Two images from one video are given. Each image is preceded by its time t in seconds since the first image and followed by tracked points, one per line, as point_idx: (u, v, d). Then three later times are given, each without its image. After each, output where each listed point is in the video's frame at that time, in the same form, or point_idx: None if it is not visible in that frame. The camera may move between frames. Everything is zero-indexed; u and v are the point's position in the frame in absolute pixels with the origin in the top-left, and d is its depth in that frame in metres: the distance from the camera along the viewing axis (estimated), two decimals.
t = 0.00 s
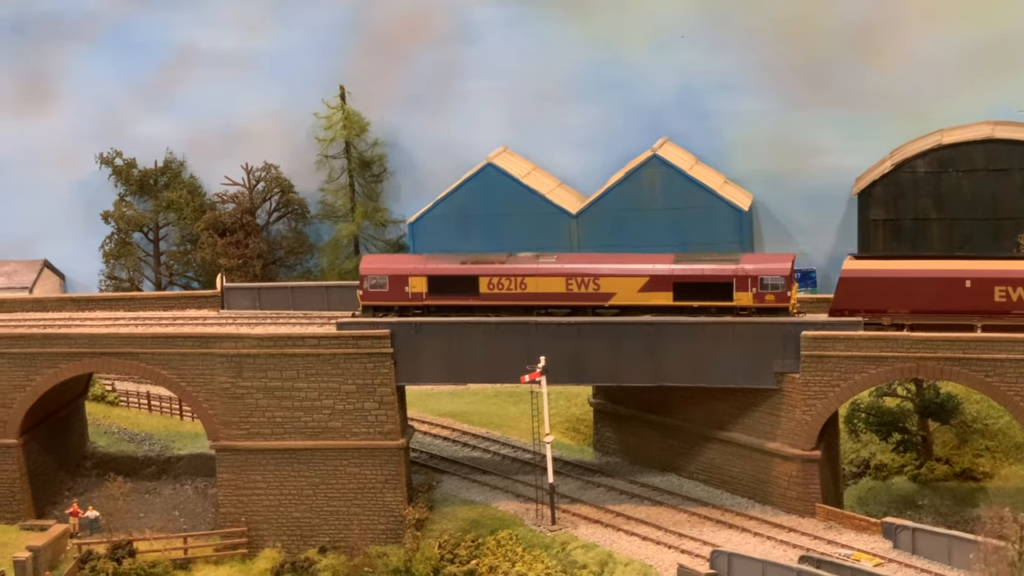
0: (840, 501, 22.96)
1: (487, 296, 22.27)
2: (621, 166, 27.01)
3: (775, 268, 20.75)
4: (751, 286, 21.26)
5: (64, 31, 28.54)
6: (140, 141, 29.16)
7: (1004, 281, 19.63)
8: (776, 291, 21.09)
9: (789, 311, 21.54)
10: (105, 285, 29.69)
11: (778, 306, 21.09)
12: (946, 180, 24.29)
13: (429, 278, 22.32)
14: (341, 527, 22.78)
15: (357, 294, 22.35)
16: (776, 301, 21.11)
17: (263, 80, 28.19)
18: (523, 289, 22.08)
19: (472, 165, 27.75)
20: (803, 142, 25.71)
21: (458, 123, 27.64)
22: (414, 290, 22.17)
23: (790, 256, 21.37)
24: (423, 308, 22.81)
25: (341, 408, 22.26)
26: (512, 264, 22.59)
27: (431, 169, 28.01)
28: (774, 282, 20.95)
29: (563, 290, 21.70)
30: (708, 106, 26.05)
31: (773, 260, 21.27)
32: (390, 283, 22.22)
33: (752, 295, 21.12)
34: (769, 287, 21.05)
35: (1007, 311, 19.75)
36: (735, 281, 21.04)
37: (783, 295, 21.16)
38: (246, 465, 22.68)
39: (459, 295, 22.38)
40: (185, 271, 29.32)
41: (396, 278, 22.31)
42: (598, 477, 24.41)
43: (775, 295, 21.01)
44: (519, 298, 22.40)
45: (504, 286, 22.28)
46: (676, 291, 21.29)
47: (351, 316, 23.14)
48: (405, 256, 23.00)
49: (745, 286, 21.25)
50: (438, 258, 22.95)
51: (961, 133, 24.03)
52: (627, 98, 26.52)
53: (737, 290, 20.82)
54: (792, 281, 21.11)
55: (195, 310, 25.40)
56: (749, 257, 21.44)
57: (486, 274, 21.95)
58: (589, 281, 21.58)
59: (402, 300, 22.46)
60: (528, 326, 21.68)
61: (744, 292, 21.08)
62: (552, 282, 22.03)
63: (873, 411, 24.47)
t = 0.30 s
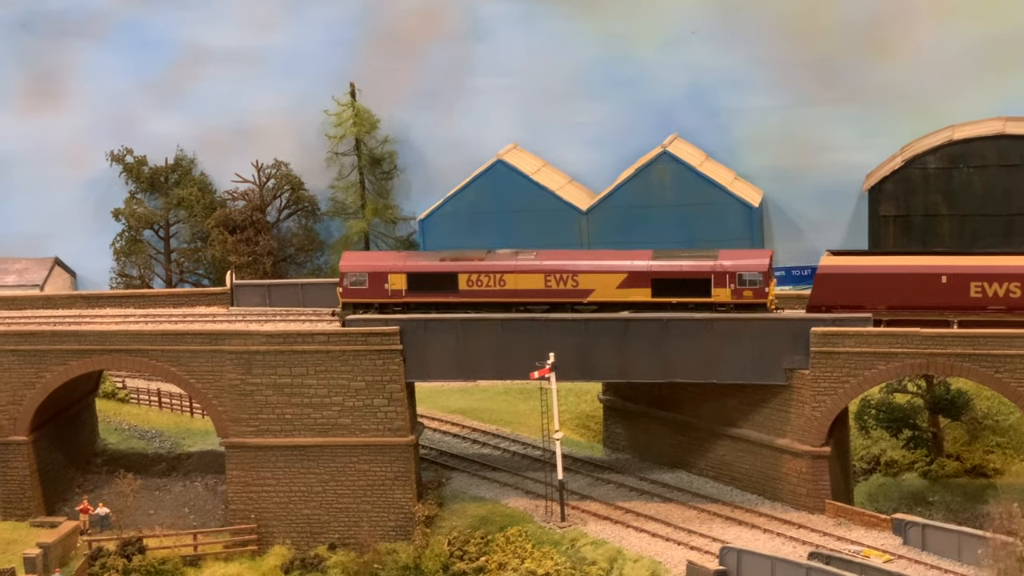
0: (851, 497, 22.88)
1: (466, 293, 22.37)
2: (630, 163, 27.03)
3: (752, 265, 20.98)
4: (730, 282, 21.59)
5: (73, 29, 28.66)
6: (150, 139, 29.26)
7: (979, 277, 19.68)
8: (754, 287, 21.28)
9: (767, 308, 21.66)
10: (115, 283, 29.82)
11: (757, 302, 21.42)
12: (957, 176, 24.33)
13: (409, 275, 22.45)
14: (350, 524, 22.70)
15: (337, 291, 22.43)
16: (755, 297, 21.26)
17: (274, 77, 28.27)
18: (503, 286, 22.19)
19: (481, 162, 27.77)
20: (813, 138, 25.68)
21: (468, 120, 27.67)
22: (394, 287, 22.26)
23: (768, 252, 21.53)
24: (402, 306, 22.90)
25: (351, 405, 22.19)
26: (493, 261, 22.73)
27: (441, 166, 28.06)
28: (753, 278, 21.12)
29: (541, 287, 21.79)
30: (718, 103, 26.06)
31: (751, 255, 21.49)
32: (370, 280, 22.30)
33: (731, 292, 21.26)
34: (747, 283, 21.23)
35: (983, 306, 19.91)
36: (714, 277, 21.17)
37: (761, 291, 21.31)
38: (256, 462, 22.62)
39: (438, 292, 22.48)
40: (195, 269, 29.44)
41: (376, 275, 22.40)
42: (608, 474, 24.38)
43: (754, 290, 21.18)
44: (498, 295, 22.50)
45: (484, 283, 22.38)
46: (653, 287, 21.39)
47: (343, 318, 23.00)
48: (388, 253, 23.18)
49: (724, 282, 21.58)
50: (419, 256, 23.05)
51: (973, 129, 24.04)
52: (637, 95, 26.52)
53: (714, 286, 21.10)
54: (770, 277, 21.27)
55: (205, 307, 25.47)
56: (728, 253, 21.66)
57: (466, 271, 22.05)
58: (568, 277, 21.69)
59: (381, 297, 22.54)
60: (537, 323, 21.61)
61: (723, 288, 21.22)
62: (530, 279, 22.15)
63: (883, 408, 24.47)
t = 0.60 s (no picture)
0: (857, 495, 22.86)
1: (441, 289, 22.63)
2: (637, 160, 27.04)
3: (725, 263, 21.25)
4: (704, 278, 21.94)
5: (78, 27, 28.76)
6: (156, 136, 29.34)
7: (949, 273, 20.15)
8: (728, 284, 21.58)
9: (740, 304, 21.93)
10: (122, 280, 29.91)
11: (729, 299, 21.81)
12: (964, 173, 24.37)
13: (384, 272, 22.71)
14: (356, 520, 22.72)
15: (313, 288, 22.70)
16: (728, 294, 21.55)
17: (280, 74, 28.33)
18: (477, 283, 22.44)
19: (488, 159, 27.81)
20: (820, 135, 25.67)
21: (475, 117, 27.70)
22: (369, 284, 22.53)
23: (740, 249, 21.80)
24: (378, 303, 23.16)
25: (356, 402, 22.20)
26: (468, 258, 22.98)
27: (447, 163, 28.10)
28: (726, 275, 21.39)
29: (514, 285, 22.05)
30: (724, 99, 26.07)
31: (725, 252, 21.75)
32: (346, 277, 22.56)
33: (704, 288, 21.53)
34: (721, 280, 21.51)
35: (953, 303, 20.31)
36: (687, 274, 21.43)
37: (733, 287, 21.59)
38: (262, 459, 22.66)
39: (413, 289, 22.74)
40: (202, 266, 29.49)
41: (351, 273, 22.66)
42: (614, 471, 24.39)
43: (727, 287, 21.47)
44: (473, 292, 22.76)
45: (459, 280, 22.63)
46: (626, 284, 21.62)
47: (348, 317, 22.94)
48: (363, 251, 23.44)
49: (698, 278, 21.92)
50: (394, 253, 23.31)
51: (981, 126, 24.05)
52: (644, 92, 26.51)
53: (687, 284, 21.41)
54: (743, 274, 21.52)
55: (212, 304, 25.58)
56: (701, 250, 21.90)
57: (441, 268, 22.32)
58: (542, 274, 21.96)
59: (357, 294, 22.81)
60: (543, 319, 21.58)
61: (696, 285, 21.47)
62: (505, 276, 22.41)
63: (889, 405, 24.47)
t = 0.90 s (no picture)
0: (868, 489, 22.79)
1: (421, 282, 22.83)
2: (647, 154, 27.07)
3: (704, 255, 21.41)
4: (682, 271, 22.07)
5: (90, 21, 28.88)
6: (167, 130, 29.42)
7: (927, 265, 20.21)
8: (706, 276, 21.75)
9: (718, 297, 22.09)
10: (133, 273, 30.03)
11: (708, 291, 21.96)
12: (975, 167, 24.33)
13: (364, 265, 22.92)
14: (366, 513, 22.69)
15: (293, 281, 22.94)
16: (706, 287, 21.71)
17: (291, 68, 28.42)
18: (457, 276, 22.62)
19: (499, 153, 27.87)
20: (831, 129, 25.70)
21: (487, 111, 27.76)
22: (349, 277, 22.76)
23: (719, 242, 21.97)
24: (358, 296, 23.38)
25: (366, 395, 22.17)
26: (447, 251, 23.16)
27: (458, 157, 28.18)
28: (704, 268, 21.56)
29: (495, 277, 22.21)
30: (735, 93, 26.13)
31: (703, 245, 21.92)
32: (325, 270, 22.79)
33: (682, 281, 21.71)
34: (699, 273, 21.69)
35: (931, 296, 20.34)
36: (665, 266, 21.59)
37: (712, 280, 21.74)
38: (272, 452, 22.63)
39: (393, 282, 22.94)
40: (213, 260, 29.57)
41: (331, 266, 22.88)
42: (624, 465, 24.36)
43: (705, 280, 21.64)
44: (453, 285, 22.93)
45: (438, 272, 22.81)
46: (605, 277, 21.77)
47: (336, 309, 23.01)
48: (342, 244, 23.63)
49: (676, 271, 22.05)
50: (375, 246, 23.51)
51: (992, 120, 23.97)
52: (655, 86, 26.55)
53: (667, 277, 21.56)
54: (722, 266, 21.69)
55: (222, 298, 25.67)
56: (680, 243, 22.07)
57: (420, 261, 22.52)
58: (521, 267, 22.14)
59: (337, 287, 23.03)
60: (553, 312, 21.57)
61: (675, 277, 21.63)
62: (484, 269, 22.57)
63: (900, 400, 24.46)
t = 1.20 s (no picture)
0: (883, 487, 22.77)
1: (407, 280, 23.10)
2: (662, 152, 27.09)
3: (689, 253, 21.65)
4: (667, 269, 22.29)
5: (108, 17, 29.04)
6: (184, 126, 29.51)
7: (909, 264, 20.56)
8: (690, 273, 21.99)
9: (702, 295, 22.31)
10: (149, 270, 30.14)
11: (692, 289, 22.18)
12: (991, 165, 24.28)
13: (351, 262, 23.22)
14: (381, 510, 22.68)
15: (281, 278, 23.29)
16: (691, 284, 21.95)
17: (307, 65, 28.51)
18: (443, 273, 22.86)
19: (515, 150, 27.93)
20: (846, 127, 25.72)
21: (503, 108, 27.80)
22: (336, 274, 23.07)
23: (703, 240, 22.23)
24: (346, 293, 23.69)
25: (381, 391, 22.18)
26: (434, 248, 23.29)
27: (474, 154, 28.23)
28: (689, 265, 21.81)
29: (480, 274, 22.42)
30: (750, 91, 26.15)
31: (687, 243, 22.23)
32: (313, 267, 23.12)
33: (667, 278, 21.95)
34: (683, 270, 21.94)
35: (914, 294, 20.70)
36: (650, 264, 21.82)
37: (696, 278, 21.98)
38: (287, 448, 22.63)
39: (380, 279, 23.22)
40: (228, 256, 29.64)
41: (318, 263, 23.20)
42: (639, 462, 24.36)
43: (689, 277, 21.89)
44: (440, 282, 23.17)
45: (424, 269, 23.07)
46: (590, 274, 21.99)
47: (324, 306, 23.34)
48: (331, 242, 23.89)
49: (661, 269, 22.28)
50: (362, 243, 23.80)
51: (1007, 118, 24.04)
52: (671, 83, 26.59)
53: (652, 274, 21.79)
54: (706, 264, 21.94)
55: (237, 294, 25.78)
56: (664, 241, 22.32)
57: (406, 258, 22.80)
58: (506, 264, 22.38)
59: (325, 284, 23.36)
60: (569, 309, 21.55)
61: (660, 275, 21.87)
62: (471, 266, 22.80)
63: (915, 398, 24.40)
